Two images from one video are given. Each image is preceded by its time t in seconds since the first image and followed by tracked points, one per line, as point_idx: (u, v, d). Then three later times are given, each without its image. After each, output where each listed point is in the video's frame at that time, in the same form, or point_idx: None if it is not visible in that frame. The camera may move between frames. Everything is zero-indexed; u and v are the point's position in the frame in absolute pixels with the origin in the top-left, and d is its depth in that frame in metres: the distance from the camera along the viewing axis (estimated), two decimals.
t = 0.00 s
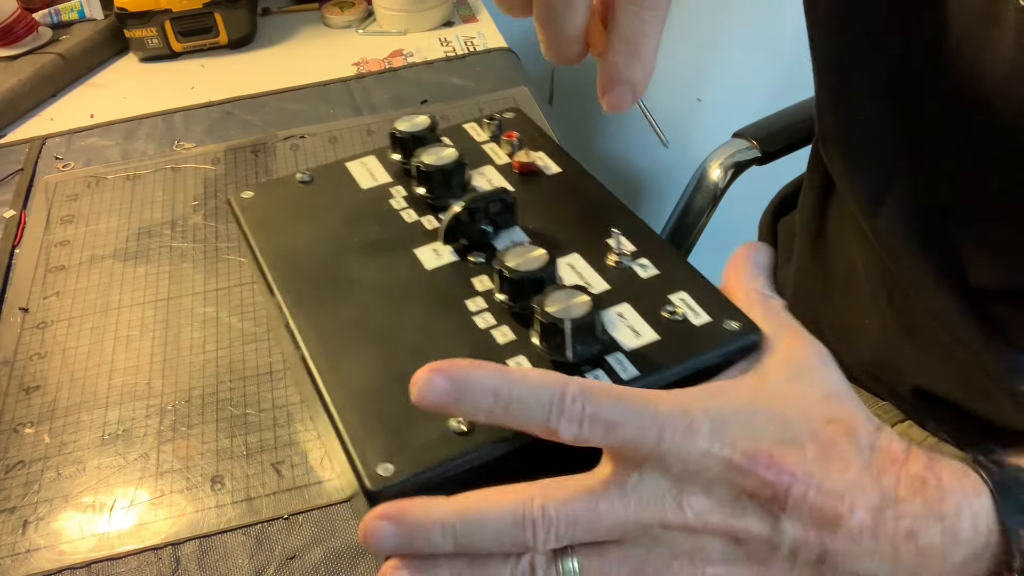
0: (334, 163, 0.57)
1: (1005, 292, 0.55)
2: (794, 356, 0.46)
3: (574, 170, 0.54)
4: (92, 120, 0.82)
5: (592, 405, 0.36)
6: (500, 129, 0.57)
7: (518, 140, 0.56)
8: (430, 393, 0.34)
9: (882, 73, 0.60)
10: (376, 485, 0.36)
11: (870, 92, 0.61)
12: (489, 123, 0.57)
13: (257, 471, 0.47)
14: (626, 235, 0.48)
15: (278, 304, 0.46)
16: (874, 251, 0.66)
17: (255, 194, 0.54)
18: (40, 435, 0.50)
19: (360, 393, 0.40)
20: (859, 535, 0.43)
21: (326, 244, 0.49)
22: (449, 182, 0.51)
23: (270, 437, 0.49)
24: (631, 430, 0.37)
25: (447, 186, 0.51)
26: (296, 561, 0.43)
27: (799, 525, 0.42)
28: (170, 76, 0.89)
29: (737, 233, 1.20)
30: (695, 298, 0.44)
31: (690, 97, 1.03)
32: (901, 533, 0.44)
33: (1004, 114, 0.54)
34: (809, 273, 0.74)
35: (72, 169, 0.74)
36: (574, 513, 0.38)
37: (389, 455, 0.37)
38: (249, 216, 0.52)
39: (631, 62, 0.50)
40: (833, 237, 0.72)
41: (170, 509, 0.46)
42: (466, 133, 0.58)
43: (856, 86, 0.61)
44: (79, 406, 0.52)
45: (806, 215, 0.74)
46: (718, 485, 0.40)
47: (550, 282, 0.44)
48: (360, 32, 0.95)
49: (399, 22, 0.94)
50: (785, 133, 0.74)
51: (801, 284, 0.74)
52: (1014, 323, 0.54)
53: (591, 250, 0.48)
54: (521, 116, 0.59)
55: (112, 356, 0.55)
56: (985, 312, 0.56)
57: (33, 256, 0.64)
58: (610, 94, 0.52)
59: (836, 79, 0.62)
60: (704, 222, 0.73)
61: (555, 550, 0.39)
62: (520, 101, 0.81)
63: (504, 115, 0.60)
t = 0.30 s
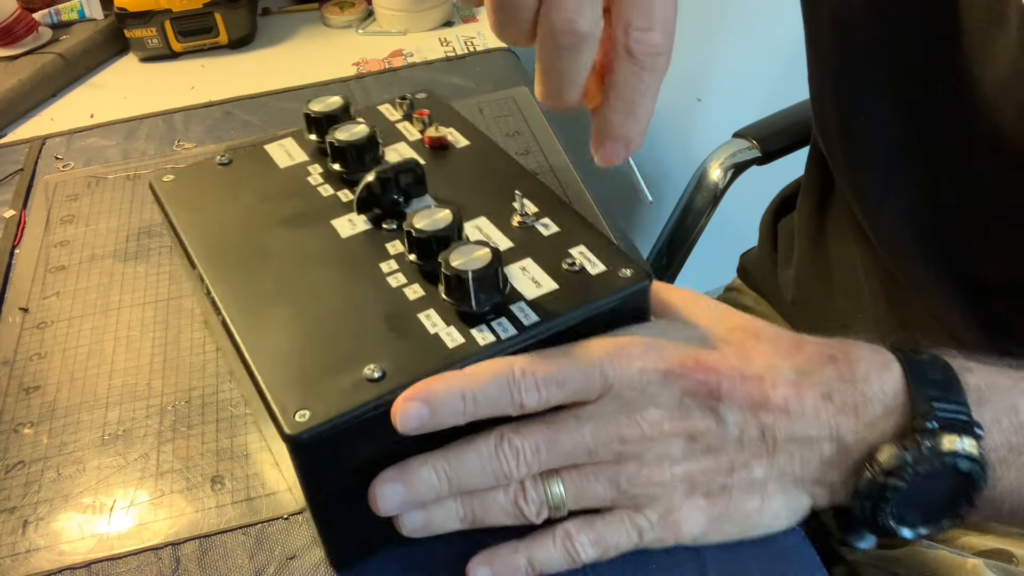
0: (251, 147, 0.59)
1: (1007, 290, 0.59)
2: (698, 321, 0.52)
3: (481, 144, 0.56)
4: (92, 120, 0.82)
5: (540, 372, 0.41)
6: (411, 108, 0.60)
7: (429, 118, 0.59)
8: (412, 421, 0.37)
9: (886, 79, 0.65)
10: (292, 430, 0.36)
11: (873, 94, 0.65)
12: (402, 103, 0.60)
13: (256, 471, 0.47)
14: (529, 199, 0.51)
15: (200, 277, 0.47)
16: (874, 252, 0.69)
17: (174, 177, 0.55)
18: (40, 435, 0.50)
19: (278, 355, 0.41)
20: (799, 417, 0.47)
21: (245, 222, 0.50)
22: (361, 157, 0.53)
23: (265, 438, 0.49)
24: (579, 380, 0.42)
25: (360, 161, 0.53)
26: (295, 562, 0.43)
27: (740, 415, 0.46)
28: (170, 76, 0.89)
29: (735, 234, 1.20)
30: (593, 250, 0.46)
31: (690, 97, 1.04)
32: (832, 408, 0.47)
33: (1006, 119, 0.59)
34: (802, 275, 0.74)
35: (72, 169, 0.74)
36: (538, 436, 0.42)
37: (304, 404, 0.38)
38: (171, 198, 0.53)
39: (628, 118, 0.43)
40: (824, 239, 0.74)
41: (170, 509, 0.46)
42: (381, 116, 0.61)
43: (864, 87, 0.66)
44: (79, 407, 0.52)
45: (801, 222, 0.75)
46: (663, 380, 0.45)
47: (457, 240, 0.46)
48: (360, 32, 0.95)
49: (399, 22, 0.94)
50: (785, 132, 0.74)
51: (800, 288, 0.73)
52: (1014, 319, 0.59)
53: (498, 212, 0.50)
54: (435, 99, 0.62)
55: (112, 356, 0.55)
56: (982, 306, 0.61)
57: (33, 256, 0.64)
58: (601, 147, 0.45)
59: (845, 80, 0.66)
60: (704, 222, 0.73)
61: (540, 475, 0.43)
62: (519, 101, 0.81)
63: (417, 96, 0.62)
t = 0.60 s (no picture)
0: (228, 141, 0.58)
1: (1008, 288, 0.60)
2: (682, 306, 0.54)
3: (457, 130, 0.57)
4: (93, 120, 0.82)
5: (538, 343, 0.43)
6: (387, 98, 0.60)
7: (405, 106, 0.59)
8: (420, 387, 0.39)
9: (889, 79, 0.65)
10: (294, 405, 0.37)
11: (876, 94, 0.65)
12: (377, 93, 0.60)
13: (256, 471, 0.47)
14: (507, 179, 0.52)
15: (188, 265, 0.47)
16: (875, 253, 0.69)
17: (155, 171, 0.55)
18: (40, 435, 0.50)
19: (273, 334, 0.41)
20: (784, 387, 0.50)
21: (229, 210, 0.50)
22: (343, 146, 0.53)
23: (261, 438, 0.49)
24: (575, 350, 0.45)
25: (341, 150, 0.53)
26: (295, 562, 0.43)
27: (729, 385, 0.49)
28: (170, 76, 0.89)
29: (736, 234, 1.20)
30: (575, 226, 0.47)
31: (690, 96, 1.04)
32: (813, 378, 0.50)
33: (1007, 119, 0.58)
34: (803, 275, 0.74)
35: (72, 169, 0.74)
36: (536, 404, 0.45)
37: (303, 380, 0.38)
38: (153, 191, 0.53)
39: (594, 144, 0.43)
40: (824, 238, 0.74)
41: (169, 509, 0.46)
42: (357, 106, 0.61)
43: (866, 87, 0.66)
44: (79, 407, 0.52)
45: (802, 223, 0.76)
46: (657, 351, 0.49)
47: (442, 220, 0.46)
48: (360, 32, 0.95)
49: (399, 22, 0.94)
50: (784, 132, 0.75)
51: (801, 295, 0.74)
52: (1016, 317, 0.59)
53: (478, 194, 0.51)
54: (409, 88, 0.62)
55: (112, 357, 0.55)
56: (982, 304, 0.61)
57: (33, 256, 0.64)
58: (565, 169, 0.45)
59: (847, 81, 0.67)
60: (704, 222, 0.73)
61: (536, 445, 0.45)
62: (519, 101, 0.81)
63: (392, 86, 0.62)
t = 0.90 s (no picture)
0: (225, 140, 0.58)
1: (1008, 289, 0.60)
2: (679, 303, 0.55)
3: (453, 128, 0.57)
4: (93, 120, 0.82)
5: (541, 332, 0.44)
6: (382, 97, 0.60)
7: (400, 105, 0.59)
8: (429, 372, 0.39)
9: (890, 79, 0.65)
10: (295, 400, 0.37)
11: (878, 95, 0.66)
12: (372, 92, 0.60)
13: (256, 471, 0.47)
14: (503, 175, 0.52)
15: (186, 263, 0.47)
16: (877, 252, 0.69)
17: (152, 171, 0.55)
18: (40, 435, 0.50)
19: (272, 332, 0.41)
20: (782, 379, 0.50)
21: (226, 208, 0.50)
22: (339, 144, 0.52)
23: (261, 438, 0.49)
24: (576, 342, 0.46)
25: (337, 148, 0.53)
26: (295, 562, 0.43)
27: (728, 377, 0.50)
28: (170, 76, 0.89)
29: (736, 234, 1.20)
30: (571, 220, 0.47)
31: (690, 97, 1.03)
32: (810, 371, 0.51)
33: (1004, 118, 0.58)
34: (803, 273, 0.74)
35: (72, 169, 0.74)
36: (537, 395, 0.45)
37: (304, 375, 0.38)
38: (149, 191, 0.53)
39: (601, 164, 0.43)
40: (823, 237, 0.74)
41: (169, 509, 0.46)
42: (353, 104, 0.61)
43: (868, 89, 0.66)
44: (79, 407, 0.52)
45: (802, 223, 0.75)
46: (656, 344, 0.49)
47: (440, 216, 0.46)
48: (360, 32, 0.95)
49: (399, 22, 0.94)
50: (784, 131, 0.75)
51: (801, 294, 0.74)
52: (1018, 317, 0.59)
53: (474, 190, 0.51)
54: (404, 86, 0.62)
55: (112, 357, 0.55)
56: (984, 304, 0.62)
57: (33, 256, 0.64)
58: (568, 187, 0.45)
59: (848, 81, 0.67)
60: (705, 222, 0.73)
61: (538, 437, 0.46)
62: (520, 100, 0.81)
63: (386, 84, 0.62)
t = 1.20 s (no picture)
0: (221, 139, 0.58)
1: (1010, 293, 0.60)
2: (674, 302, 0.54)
3: (449, 127, 0.57)
4: (92, 120, 0.82)
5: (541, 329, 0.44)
6: (378, 96, 0.60)
7: (396, 104, 0.59)
8: (428, 367, 0.39)
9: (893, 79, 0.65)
10: (291, 398, 0.37)
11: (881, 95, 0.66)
12: (368, 91, 0.60)
13: (255, 470, 0.47)
14: (498, 174, 0.52)
15: (183, 262, 0.47)
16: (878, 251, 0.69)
17: (148, 170, 0.55)
18: (40, 435, 0.50)
19: (268, 330, 0.41)
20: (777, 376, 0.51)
21: (223, 207, 0.50)
22: (335, 143, 0.52)
23: (260, 438, 0.49)
24: (575, 339, 0.46)
25: (333, 147, 0.53)
26: (295, 562, 0.43)
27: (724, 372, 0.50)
28: (170, 76, 0.89)
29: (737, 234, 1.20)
30: (565, 219, 0.47)
31: (690, 97, 1.04)
32: (806, 368, 0.51)
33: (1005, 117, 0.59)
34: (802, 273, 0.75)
35: (72, 169, 0.74)
36: (534, 391, 0.45)
37: (300, 373, 0.38)
38: (145, 191, 0.53)
39: (596, 162, 0.43)
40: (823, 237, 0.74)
41: (170, 509, 0.46)
42: (348, 103, 0.61)
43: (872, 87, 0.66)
44: (79, 407, 0.52)
45: (804, 223, 0.76)
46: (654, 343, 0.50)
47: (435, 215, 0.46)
48: (360, 32, 0.95)
49: (399, 22, 0.94)
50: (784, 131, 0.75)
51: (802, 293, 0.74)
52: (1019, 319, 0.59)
53: (470, 189, 0.51)
54: (399, 85, 0.62)
55: (112, 357, 0.55)
56: (983, 302, 0.61)
57: (33, 256, 0.64)
58: (563, 182, 0.45)
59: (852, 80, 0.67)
60: (704, 222, 0.73)
61: (535, 433, 0.46)
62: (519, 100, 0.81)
63: (381, 84, 0.62)
